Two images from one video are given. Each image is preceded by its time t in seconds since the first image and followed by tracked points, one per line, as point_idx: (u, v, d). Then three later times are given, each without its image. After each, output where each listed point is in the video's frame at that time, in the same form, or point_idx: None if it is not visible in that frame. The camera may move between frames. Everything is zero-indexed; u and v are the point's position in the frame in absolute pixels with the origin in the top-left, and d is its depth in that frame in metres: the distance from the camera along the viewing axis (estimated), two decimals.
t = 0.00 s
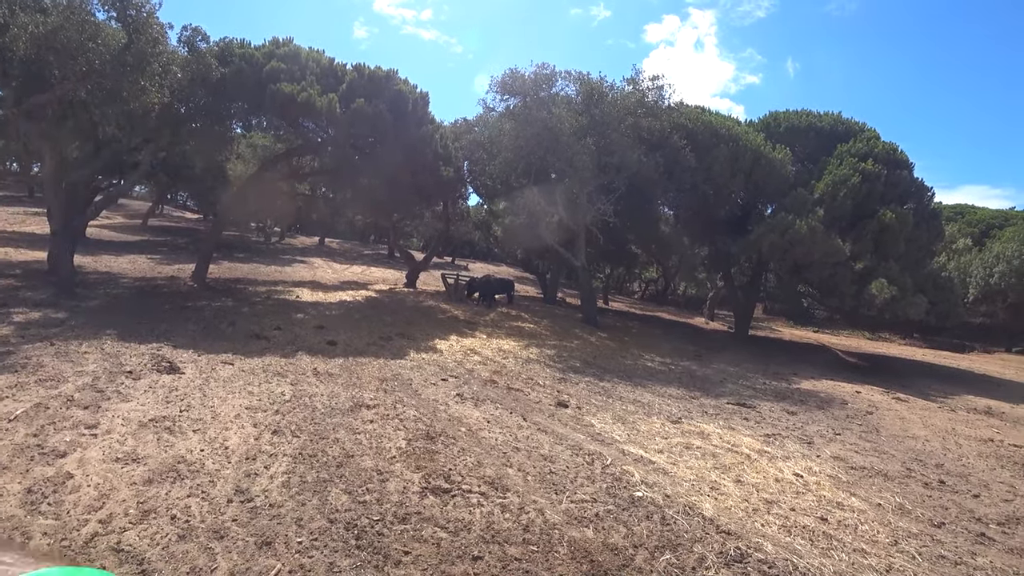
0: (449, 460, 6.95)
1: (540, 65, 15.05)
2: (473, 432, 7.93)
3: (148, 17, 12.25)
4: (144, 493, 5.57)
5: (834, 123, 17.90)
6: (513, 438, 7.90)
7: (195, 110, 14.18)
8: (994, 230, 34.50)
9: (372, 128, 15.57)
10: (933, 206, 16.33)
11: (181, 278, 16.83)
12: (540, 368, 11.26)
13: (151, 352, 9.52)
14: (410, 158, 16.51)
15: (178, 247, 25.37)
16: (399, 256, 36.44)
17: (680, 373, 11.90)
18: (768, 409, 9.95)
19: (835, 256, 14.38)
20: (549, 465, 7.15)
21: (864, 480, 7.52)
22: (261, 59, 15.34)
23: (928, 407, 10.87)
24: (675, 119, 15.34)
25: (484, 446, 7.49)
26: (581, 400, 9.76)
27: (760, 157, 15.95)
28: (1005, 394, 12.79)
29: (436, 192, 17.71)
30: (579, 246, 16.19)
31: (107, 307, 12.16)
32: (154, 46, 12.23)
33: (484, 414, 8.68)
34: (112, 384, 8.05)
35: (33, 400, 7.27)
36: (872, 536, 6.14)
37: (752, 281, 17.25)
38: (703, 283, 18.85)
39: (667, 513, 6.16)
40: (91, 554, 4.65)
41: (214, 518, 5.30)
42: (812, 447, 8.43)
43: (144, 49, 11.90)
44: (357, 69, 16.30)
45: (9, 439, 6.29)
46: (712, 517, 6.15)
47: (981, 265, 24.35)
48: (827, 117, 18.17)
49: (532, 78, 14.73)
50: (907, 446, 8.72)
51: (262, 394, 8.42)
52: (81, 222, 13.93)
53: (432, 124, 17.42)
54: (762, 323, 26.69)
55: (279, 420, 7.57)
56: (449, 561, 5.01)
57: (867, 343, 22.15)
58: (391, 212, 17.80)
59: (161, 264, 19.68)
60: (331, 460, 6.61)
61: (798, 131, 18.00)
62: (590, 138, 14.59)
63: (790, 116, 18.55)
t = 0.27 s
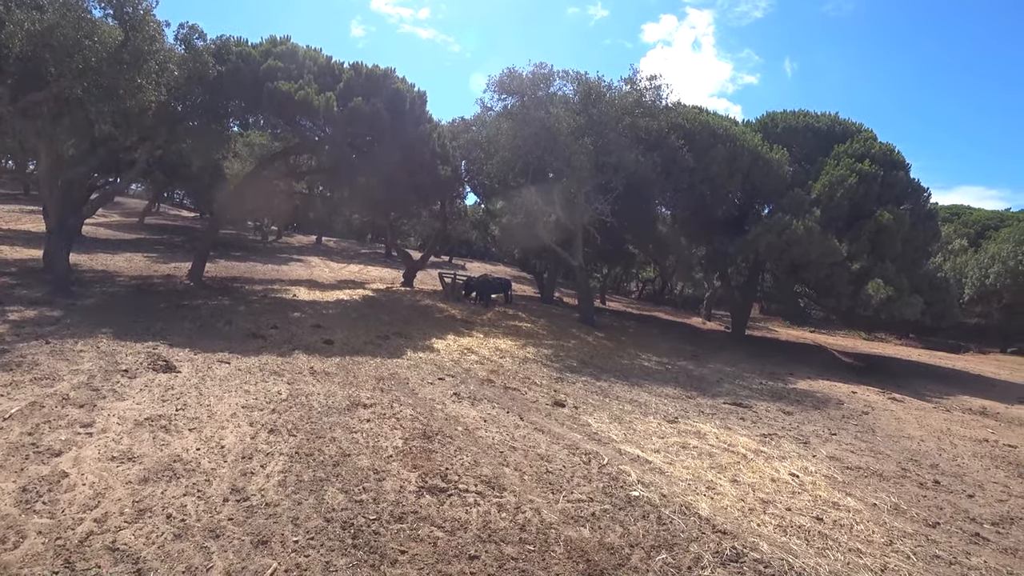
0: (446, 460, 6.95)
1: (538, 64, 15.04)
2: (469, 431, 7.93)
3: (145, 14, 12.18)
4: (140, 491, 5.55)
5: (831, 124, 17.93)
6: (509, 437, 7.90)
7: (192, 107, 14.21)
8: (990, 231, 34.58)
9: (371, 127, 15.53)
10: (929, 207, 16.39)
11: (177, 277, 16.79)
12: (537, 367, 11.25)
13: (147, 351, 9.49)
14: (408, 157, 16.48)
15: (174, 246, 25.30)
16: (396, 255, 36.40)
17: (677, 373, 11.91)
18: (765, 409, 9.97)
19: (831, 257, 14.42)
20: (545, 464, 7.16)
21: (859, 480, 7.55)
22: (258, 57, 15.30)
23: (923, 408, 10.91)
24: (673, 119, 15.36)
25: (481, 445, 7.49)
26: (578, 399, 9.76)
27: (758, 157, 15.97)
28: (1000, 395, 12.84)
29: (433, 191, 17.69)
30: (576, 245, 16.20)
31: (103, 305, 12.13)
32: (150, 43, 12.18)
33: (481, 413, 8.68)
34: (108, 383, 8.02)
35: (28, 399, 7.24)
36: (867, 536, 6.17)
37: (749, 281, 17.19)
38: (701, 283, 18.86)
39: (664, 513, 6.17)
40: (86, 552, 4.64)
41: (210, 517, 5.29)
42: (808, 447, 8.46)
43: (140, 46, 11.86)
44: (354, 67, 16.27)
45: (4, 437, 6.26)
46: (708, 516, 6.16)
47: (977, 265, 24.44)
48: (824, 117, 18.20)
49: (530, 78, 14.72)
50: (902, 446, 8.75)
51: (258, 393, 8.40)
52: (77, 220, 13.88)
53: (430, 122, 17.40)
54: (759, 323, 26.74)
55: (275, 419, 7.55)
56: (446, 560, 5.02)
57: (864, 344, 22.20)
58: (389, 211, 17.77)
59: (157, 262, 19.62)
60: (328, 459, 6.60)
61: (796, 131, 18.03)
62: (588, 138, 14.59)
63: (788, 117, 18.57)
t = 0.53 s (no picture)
0: (446, 460, 6.95)
1: (537, 64, 15.05)
2: (469, 431, 7.94)
3: (144, 15, 12.17)
4: (140, 493, 5.55)
5: (830, 123, 17.95)
6: (508, 437, 7.90)
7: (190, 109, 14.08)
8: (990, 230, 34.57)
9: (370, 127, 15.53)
10: (928, 205, 16.40)
11: (177, 278, 16.79)
12: (537, 367, 11.24)
13: (147, 352, 9.48)
14: (407, 157, 16.49)
15: (174, 247, 25.30)
16: (395, 256, 36.39)
17: (677, 372, 11.91)
18: (765, 408, 9.97)
19: (831, 256, 14.43)
20: (545, 464, 7.16)
21: (859, 479, 7.55)
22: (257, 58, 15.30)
23: (923, 406, 10.91)
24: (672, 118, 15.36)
25: (481, 445, 7.49)
26: (577, 399, 9.77)
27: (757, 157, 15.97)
28: (1000, 393, 12.85)
29: (432, 192, 17.69)
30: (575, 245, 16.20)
31: (102, 306, 12.12)
32: (149, 45, 12.18)
33: (481, 413, 8.68)
34: (107, 384, 8.02)
35: (27, 400, 7.24)
36: (867, 534, 6.17)
37: (748, 281, 17.10)
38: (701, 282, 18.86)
39: (664, 512, 6.17)
40: (86, 554, 4.63)
41: (210, 518, 5.29)
42: (808, 446, 8.46)
43: (139, 47, 11.86)
44: (353, 68, 16.27)
45: (3, 439, 6.26)
46: (708, 516, 6.16)
47: (976, 264, 24.46)
48: (823, 117, 18.21)
49: (529, 78, 14.73)
50: (902, 444, 8.75)
51: (258, 394, 8.39)
52: (76, 222, 13.87)
53: (429, 123, 17.41)
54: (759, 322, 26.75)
55: (275, 420, 7.55)
56: (446, 560, 5.02)
57: (864, 343, 22.19)
58: (388, 211, 17.76)
59: (157, 264, 19.62)
60: (328, 460, 6.60)
61: (795, 130, 18.04)
62: (587, 138, 14.59)
63: (787, 116, 18.58)
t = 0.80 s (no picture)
0: (446, 461, 6.94)
1: (535, 65, 15.04)
2: (469, 432, 7.93)
3: (142, 18, 12.18)
4: (140, 496, 5.54)
5: (829, 122, 17.96)
6: (508, 437, 7.91)
7: (190, 110, 14.07)
8: (989, 228, 34.58)
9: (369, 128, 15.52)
10: (927, 204, 16.40)
11: (176, 280, 16.77)
12: (537, 367, 11.24)
13: (146, 355, 9.47)
14: (406, 158, 16.49)
15: (173, 249, 25.30)
16: (395, 257, 36.39)
17: (677, 372, 11.90)
18: (765, 407, 9.97)
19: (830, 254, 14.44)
20: (545, 464, 7.16)
21: (860, 477, 7.56)
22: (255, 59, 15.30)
23: (923, 404, 10.92)
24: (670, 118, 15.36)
25: (481, 446, 7.49)
26: (577, 399, 9.77)
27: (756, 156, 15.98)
28: (1000, 391, 12.86)
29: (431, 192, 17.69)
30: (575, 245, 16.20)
31: (102, 309, 12.12)
32: (147, 47, 12.18)
33: (481, 414, 8.68)
34: (107, 387, 8.01)
35: (27, 404, 7.22)
36: (868, 533, 6.17)
37: (747, 279, 17.15)
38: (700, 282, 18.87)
39: (664, 512, 6.17)
40: (86, 557, 4.63)
41: (210, 520, 5.28)
42: (808, 445, 8.46)
43: (137, 50, 11.86)
44: (352, 69, 16.27)
45: (3, 443, 6.25)
46: (709, 515, 6.17)
47: (975, 262, 24.44)
48: (821, 116, 18.22)
49: (528, 78, 14.75)
50: (902, 442, 8.75)
51: (258, 395, 8.39)
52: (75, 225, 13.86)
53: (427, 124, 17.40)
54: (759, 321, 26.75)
55: (274, 422, 7.55)
56: (447, 561, 5.02)
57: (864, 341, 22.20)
58: (387, 212, 17.76)
59: (156, 266, 19.61)
60: (328, 461, 6.60)
61: (794, 129, 18.06)
62: (586, 138, 14.60)
63: (786, 115, 18.59)
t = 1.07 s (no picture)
0: (447, 460, 6.94)
1: (534, 64, 15.02)
2: (469, 431, 7.94)
3: (140, 18, 12.16)
4: (140, 496, 5.54)
5: (828, 120, 17.97)
6: (509, 437, 7.91)
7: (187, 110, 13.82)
8: (989, 225, 34.57)
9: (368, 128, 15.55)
10: (927, 201, 16.40)
11: (175, 281, 16.75)
12: (537, 366, 11.24)
13: (146, 355, 9.46)
14: (405, 157, 16.51)
15: (172, 250, 25.28)
16: (394, 256, 36.38)
17: (677, 370, 11.91)
18: (765, 405, 9.98)
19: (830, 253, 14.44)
20: (545, 463, 7.17)
21: (860, 475, 7.57)
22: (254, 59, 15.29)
23: (923, 402, 10.93)
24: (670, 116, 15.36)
25: (481, 445, 7.50)
26: (577, 397, 9.77)
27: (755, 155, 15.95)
28: (999, 388, 12.90)
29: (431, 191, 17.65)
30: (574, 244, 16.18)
31: (101, 310, 12.11)
32: (145, 48, 12.16)
33: (481, 413, 8.69)
34: (107, 387, 8.01)
35: (27, 405, 7.22)
36: (869, 530, 6.19)
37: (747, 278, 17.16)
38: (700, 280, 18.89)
39: (665, 510, 6.17)
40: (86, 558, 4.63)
41: (211, 521, 5.29)
42: (808, 443, 8.47)
43: (136, 50, 11.84)
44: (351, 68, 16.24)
45: (3, 443, 6.24)
46: (709, 513, 6.18)
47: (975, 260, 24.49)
48: (821, 114, 18.23)
49: (527, 77, 14.73)
50: (903, 440, 8.76)
51: (258, 395, 8.39)
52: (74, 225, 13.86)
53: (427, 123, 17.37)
54: (759, 319, 26.75)
55: (275, 422, 7.55)
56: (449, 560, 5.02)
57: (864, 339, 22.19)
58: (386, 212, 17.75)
59: (155, 266, 19.59)
60: (329, 461, 6.60)
61: (793, 127, 18.07)
62: (585, 137, 14.60)
63: (785, 114, 18.59)
